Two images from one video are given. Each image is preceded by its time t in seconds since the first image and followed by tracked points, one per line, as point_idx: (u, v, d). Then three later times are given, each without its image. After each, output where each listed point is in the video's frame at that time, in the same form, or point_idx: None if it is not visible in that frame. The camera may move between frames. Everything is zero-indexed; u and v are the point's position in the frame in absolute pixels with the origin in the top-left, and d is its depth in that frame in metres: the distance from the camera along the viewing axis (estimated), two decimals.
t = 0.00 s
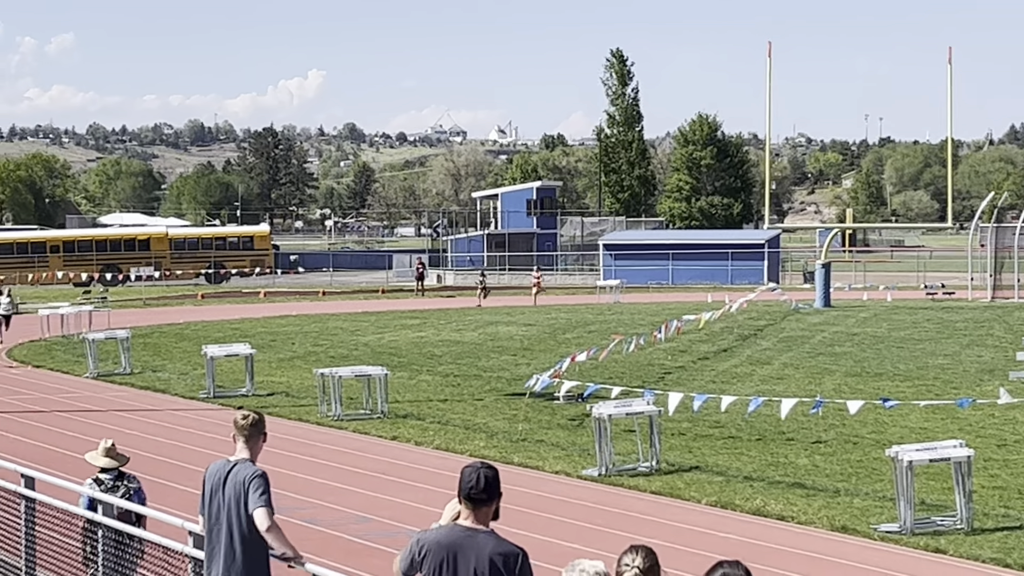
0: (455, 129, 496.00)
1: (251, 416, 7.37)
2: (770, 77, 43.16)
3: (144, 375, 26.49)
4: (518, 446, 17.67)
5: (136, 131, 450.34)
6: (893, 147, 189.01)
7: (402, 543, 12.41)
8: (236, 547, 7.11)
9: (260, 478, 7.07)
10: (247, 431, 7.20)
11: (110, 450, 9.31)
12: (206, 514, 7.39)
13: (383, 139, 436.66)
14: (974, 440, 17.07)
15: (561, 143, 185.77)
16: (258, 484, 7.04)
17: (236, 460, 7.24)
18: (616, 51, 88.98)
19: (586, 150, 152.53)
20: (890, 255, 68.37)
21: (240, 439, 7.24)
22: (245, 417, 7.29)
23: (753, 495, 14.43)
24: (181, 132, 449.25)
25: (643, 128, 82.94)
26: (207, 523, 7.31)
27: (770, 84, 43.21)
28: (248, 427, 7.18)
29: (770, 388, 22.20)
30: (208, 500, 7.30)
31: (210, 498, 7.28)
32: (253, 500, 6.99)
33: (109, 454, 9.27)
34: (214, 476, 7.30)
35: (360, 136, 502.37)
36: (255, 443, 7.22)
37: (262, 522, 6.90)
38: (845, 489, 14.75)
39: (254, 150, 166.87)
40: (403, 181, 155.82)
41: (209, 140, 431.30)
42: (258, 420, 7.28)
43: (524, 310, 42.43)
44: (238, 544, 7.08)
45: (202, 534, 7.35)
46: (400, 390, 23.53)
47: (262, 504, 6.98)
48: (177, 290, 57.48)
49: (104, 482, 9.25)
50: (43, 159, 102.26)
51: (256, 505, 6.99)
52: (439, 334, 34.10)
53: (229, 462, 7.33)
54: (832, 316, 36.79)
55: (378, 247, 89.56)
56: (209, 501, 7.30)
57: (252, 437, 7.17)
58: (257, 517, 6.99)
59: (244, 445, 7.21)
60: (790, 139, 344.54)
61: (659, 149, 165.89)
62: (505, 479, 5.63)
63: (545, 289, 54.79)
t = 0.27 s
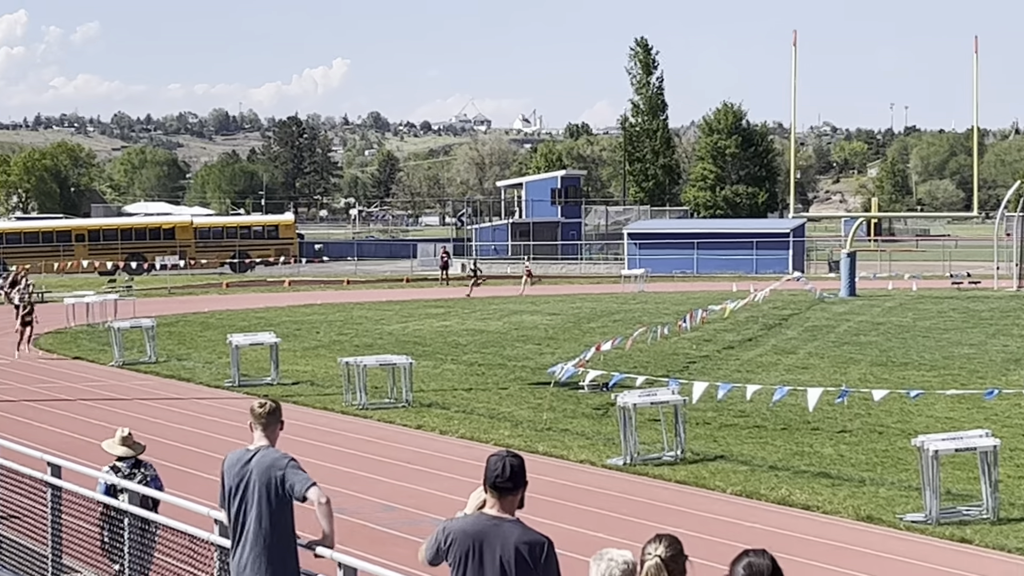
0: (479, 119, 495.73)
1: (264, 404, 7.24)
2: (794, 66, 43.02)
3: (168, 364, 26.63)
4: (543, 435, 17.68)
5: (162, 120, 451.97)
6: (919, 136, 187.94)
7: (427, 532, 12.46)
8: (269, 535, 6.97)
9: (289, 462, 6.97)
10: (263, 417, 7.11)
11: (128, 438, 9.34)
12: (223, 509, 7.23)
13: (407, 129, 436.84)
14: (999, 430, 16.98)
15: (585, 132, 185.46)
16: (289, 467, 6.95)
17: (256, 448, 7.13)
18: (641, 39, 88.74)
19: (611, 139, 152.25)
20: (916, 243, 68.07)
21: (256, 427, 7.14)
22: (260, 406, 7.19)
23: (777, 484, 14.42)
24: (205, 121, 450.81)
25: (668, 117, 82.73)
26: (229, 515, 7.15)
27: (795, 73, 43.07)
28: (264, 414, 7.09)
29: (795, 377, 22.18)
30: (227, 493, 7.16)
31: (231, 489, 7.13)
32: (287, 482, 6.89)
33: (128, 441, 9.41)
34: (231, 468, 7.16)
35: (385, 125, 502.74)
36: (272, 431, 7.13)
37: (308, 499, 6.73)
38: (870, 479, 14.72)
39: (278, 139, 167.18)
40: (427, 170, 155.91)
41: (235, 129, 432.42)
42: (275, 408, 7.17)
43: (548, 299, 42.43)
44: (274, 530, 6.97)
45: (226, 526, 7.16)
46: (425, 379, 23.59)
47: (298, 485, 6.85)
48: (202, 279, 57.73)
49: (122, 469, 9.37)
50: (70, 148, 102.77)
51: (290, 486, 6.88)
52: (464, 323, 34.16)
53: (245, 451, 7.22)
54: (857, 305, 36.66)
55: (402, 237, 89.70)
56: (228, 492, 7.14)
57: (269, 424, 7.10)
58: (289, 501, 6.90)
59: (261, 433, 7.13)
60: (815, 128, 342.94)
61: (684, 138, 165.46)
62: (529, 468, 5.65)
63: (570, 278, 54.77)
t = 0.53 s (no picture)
0: (503, 109, 495.31)
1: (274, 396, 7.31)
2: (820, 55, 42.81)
3: (193, 352, 26.80)
4: (567, 424, 17.74)
5: (187, 110, 453.28)
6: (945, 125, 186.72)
7: (451, 520, 12.52)
8: (298, 518, 7.02)
9: (313, 444, 7.10)
10: (278, 405, 7.24)
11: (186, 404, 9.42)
12: (240, 504, 7.22)
13: (431, 118, 437.02)
14: None
15: (609, 121, 185.04)
16: (315, 448, 7.08)
17: (273, 437, 7.22)
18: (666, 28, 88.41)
19: (634, 129, 151.83)
20: (941, 233, 67.68)
21: (270, 417, 7.26)
22: (272, 396, 7.34)
23: (803, 473, 14.42)
24: (230, 110, 451.95)
25: (692, 106, 82.51)
26: (250, 506, 7.15)
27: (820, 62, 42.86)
28: (278, 403, 7.22)
29: (820, 366, 22.13)
30: (245, 483, 7.17)
31: (250, 479, 7.16)
32: (316, 462, 7.01)
33: (138, 425, 9.52)
34: (247, 460, 7.20)
35: (409, 116, 502.92)
36: (287, 421, 7.26)
37: (341, 475, 6.89)
38: (895, 468, 14.70)
39: (301, 128, 167.43)
40: (451, 159, 155.91)
41: (259, 119, 433.36)
42: (288, 398, 7.26)
43: (572, 288, 42.43)
44: (303, 512, 7.03)
45: (248, 516, 7.14)
46: (449, 368, 23.68)
47: (326, 467, 6.97)
48: (227, 268, 57.92)
49: (134, 453, 9.51)
50: (95, 137, 103.22)
51: (319, 468, 6.99)
52: (488, 312, 34.20)
53: (259, 444, 7.29)
54: (881, 294, 36.53)
55: (426, 226, 89.80)
56: (249, 483, 7.15)
57: (286, 410, 7.23)
58: (318, 483, 7.00)
59: (277, 421, 7.25)
60: (840, 117, 341.36)
61: (707, 127, 164.96)
62: (554, 457, 5.69)
63: (593, 268, 54.72)
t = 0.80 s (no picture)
0: (525, 98, 494.33)
1: (283, 382, 7.27)
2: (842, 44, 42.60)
3: (216, 342, 26.94)
4: (590, 414, 17.75)
5: (209, 100, 454.11)
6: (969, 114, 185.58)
7: (473, 509, 12.56)
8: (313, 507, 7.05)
9: (327, 429, 7.10)
10: (289, 394, 7.18)
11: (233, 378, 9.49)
12: (247, 488, 7.18)
13: (452, 107, 436.98)
14: None
15: (631, 110, 184.58)
16: (331, 433, 7.09)
17: (285, 424, 7.20)
18: (687, 17, 88.11)
19: (656, 118, 151.48)
20: (964, 223, 67.32)
21: (280, 406, 7.20)
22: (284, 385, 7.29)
23: (825, 463, 14.41)
24: (252, 100, 452.96)
25: (714, 95, 82.24)
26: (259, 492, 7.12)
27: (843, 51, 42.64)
28: (290, 391, 7.17)
29: (842, 356, 22.08)
30: (255, 469, 7.14)
31: (260, 464, 7.14)
32: (333, 447, 7.00)
33: (152, 412, 9.59)
34: (257, 444, 7.18)
35: (431, 106, 502.52)
36: (298, 410, 7.23)
37: (357, 463, 6.90)
38: (918, 457, 14.68)
39: (323, 117, 167.68)
40: (472, 149, 155.85)
41: (282, 109, 434.27)
42: (298, 385, 7.25)
43: (594, 278, 42.42)
44: (319, 502, 7.05)
45: (257, 501, 7.14)
46: (471, 357, 23.73)
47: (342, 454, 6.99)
48: (249, 257, 58.13)
49: (149, 441, 9.58)
50: (118, 126, 103.51)
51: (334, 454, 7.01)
52: (510, 302, 34.23)
53: (269, 431, 7.25)
54: (904, 283, 36.41)
55: (448, 216, 89.75)
56: (260, 467, 7.12)
57: (296, 400, 7.17)
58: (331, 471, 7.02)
59: (288, 410, 7.19)
60: (862, 106, 339.84)
61: (730, 116, 164.36)
62: (577, 446, 5.72)
63: (615, 257, 54.67)
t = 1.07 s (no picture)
0: (545, 89, 493.69)
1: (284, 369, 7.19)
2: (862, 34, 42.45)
3: (236, 332, 27.05)
4: (609, 404, 17.78)
5: (228, 91, 454.88)
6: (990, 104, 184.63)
7: (492, 499, 12.61)
8: (313, 498, 7.07)
9: (328, 419, 7.07)
10: (289, 382, 7.11)
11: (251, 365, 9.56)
12: (244, 474, 7.16)
13: (471, 98, 436.76)
14: None
15: (650, 101, 184.24)
16: (331, 424, 7.05)
17: (285, 412, 7.16)
18: (706, 8, 87.92)
19: (675, 108, 151.24)
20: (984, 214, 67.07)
21: (280, 394, 7.15)
22: (285, 372, 7.22)
23: (844, 454, 14.42)
24: (271, 92, 453.77)
25: (733, 86, 82.13)
26: (258, 480, 7.11)
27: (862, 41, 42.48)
28: (291, 379, 7.11)
29: (862, 346, 22.06)
30: (255, 456, 7.12)
31: (259, 453, 7.11)
32: (332, 439, 6.97)
33: (168, 403, 9.69)
34: (256, 431, 7.14)
35: (449, 97, 502.46)
36: (298, 397, 7.18)
37: (353, 453, 6.83)
38: (937, 448, 14.67)
39: (342, 109, 167.93)
40: (491, 140, 155.89)
41: (301, 100, 434.76)
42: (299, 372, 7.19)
43: (614, 269, 42.42)
44: (319, 492, 7.06)
45: (257, 490, 7.14)
46: (490, 348, 23.80)
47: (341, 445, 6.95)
48: (269, 248, 58.30)
49: (164, 431, 9.69)
50: (138, 118, 103.85)
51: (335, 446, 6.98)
52: (529, 292, 34.28)
53: (270, 417, 7.22)
54: (924, 274, 36.33)
55: (467, 207, 89.78)
56: (260, 457, 7.10)
57: (297, 388, 7.11)
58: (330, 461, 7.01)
59: (289, 399, 7.14)
60: (882, 97, 338.52)
61: (749, 106, 163.97)
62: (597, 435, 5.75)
63: (634, 248, 54.64)
